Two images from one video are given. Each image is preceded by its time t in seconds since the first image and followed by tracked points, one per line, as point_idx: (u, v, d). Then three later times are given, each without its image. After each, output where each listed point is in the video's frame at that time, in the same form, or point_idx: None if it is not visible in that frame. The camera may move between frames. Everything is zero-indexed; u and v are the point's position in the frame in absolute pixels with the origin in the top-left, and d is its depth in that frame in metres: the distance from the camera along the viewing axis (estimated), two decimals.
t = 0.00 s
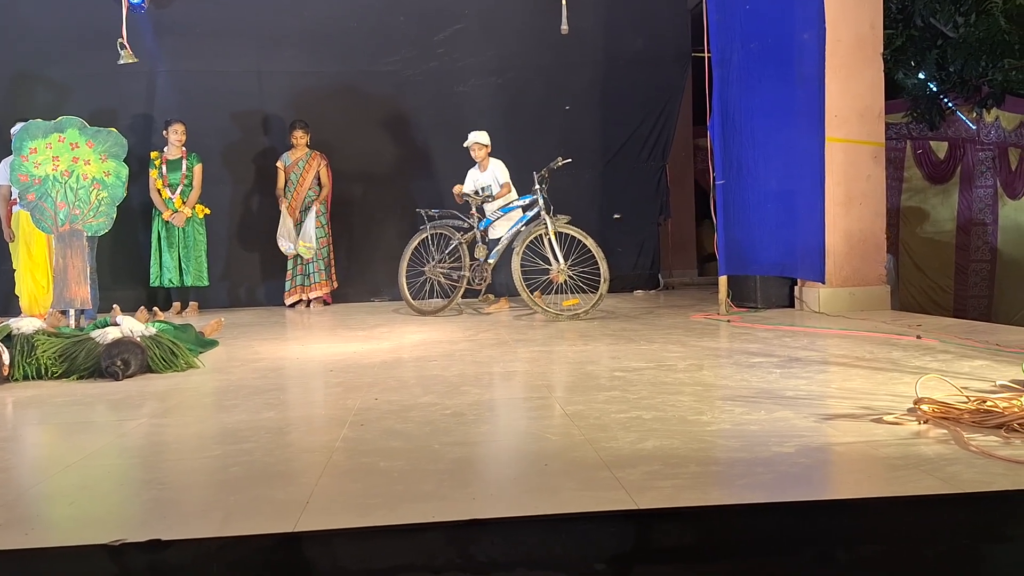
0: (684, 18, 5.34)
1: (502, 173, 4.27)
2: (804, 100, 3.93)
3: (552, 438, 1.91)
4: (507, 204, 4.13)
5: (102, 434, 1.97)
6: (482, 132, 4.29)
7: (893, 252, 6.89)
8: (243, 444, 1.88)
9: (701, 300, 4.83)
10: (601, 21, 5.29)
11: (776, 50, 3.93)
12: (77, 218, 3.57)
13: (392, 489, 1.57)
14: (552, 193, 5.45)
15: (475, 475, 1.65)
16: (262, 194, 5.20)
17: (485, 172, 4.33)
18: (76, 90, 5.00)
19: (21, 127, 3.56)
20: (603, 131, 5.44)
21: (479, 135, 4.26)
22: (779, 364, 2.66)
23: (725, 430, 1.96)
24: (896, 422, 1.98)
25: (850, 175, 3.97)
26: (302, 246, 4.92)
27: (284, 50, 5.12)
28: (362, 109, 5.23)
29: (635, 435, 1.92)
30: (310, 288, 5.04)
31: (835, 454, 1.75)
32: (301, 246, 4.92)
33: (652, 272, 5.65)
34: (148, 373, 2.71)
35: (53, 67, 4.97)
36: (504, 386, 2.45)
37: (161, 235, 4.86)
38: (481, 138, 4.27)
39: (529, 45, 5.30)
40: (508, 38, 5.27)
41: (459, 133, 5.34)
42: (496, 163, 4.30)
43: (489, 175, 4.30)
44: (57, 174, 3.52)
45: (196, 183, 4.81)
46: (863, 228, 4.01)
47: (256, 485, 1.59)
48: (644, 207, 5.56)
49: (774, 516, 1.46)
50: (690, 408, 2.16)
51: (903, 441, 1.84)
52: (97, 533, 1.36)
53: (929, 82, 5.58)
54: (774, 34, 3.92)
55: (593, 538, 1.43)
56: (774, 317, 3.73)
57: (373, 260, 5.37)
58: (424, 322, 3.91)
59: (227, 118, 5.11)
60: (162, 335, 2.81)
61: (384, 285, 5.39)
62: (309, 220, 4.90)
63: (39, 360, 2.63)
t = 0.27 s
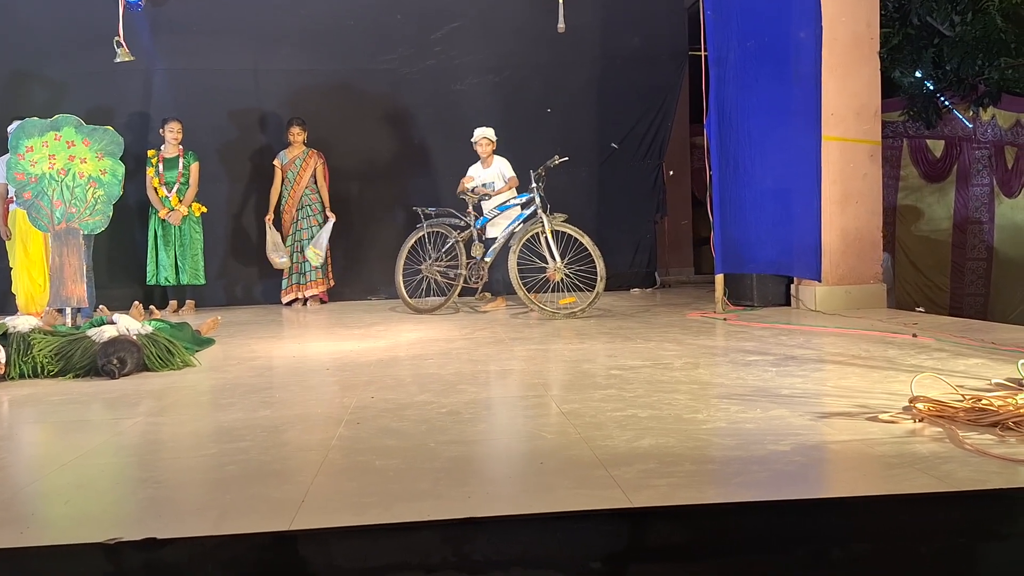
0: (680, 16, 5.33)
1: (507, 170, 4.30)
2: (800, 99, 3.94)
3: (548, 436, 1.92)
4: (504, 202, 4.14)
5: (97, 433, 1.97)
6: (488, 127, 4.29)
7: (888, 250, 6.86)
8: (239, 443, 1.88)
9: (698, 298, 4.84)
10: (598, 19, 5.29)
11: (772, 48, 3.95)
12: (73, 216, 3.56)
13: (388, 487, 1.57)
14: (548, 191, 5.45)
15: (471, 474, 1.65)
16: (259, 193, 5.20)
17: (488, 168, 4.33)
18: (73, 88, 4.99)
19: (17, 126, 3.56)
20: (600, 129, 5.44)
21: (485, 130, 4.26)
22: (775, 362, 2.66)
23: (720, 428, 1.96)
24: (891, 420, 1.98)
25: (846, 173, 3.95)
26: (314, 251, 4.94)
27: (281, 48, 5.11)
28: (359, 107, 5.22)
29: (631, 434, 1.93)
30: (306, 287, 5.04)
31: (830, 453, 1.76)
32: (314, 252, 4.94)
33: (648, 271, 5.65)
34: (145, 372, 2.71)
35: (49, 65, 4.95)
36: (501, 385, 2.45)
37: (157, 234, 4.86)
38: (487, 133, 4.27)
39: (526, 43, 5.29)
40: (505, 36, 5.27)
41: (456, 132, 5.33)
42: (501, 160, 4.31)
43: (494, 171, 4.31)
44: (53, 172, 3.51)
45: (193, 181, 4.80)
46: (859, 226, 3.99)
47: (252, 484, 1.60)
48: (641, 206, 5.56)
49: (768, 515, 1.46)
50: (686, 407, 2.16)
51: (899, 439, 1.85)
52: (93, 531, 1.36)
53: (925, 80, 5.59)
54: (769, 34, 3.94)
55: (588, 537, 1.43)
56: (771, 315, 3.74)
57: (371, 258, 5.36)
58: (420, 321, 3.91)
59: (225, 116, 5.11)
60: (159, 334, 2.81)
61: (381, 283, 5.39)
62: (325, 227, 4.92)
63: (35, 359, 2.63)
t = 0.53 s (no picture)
0: (677, 15, 5.34)
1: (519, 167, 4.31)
2: (798, 97, 3.94)
3: (545, 433, 1.92)
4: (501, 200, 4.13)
5: (95, 430, 1.96)
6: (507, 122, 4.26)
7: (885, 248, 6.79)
8: (237, 440, 1.88)
9: (695, 296, 4.85)
10: (596, 17, 5.29)
11: (769, 46, 3.94)
12: (71, 214, 3.55)
13: (386, 485, 1.57)
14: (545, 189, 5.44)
15: (469, 471, 1.65)
16: (256, 191, 5.20)
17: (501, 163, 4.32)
18: (70, 86, 4.98)
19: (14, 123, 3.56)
20: (597, 127, 5.44)
21: (504, 125, 4.22)
22: (772, 360, 2.66)
23: (718, 425, 1.96)
24: (888, 417, 1.99)
25: (843, 171, 3.98)
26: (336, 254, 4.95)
27: (278, 46, 5.11)
28: (357, 105, 5.22)
29: (629, 431, 1.93)
30: (303, 285, 5.03)
31: (828, 449, 1.76)
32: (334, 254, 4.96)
33: (645, 269, 5.66)
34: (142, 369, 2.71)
35: (45, 63, 4.94)
36: (498, 382, 2.45)
37: (154, 231, 4.85)
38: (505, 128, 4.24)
39: (523, 42, 5.29)
40: (503, 35, 5.26)
41: (454, 130, 5.33)
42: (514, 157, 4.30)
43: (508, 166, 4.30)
44: (51, 170, 3.50)
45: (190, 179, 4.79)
46: (856, 224, 4.01)
47: (250, 481, 1.60)
48: (639, 204, 5.57)
49: (765, 511, 1.47)
50: (683, 404, 2.17)
51: (896, 436, 1.85)
52: (91, 529, 1.36)
53: (922, 78, 5.61)
54: (767, 31, 3.93)
55: (586, 533, 1.43)
56: (768, 313, 3.74)
57: (368, 256, 5.36)
58: (418, 318, 3.91)
59: (222, 114, 5.10)
60: (156, 331, 2.81)
61: (379, 281, 5.39)
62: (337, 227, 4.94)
63: (32, 356, 2.62)
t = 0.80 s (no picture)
0: (674, 13, 5.33)
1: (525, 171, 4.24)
2: (795, 95, 3.94)
3: (543, 433, 1.90)
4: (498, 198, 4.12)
5: (90, 429, 1.95)
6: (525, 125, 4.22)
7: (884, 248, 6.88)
8: (234, 439, 1.87)
9: (692, 295, 4.84)
10: (593, 16, 5.27)
11: (767, 44, 3.94)
12: (65, 212, 3.54)
13: (383, 484, 1.56)
14: (542, 188, 5.43)
15: (466, 471, 1.64)
16: (253, 189, 5.18)
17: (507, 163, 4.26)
18: (66, 84, 4.96)
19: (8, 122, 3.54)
20: (595, 126, 5.43)
21: (522, 128, 4.18)
22: (771, 359, 2.66)
23: (716, 425, 1.95)
24: (888, 417, 1.98)
25: (841, 170, 3.94)
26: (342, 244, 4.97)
27: (274, 45, 5.09)
28: (354, 104, 5.20)
29: (627, 431, 1.92)
30: (299, 284, 5.01)
31: (827, 449, 1.75)
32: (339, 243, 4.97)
33: (642, 268, 5.65)
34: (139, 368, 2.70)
35: (41, 61, 4.91)
36: (496, 381, 2.44)
37: (149, 230, 4.84)
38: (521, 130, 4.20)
39: (520, 40, 5.27)
40: (500, 33, 5.25)
41: (451, 128, 5.32)
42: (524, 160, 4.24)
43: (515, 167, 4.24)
44: (46, 168, 3.49)
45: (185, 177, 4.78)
46: (854, 222, 3.99)
47: (246, 481, 1.58)
48: (636, 203, 5.56)
49: (763, 511, 1.46)
50: (682, 403, 2.16)
51: (896, 436, 1.84)
52: (86, 528, 1.34)
53: (921, 75, 5.63)
54: (764, 30, 3.93)
55: (585, 533, 1.42)
56: (765, 312, 3.74)
57: (365, 255, 5.34)
58: (414, 317, 3.90)
59: (219, 112, 5.08)
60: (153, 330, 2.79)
61: (376, 280, 5.38)
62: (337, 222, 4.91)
63: (27, 357, 2.61)
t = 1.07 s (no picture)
0: (671, 13, 5.34)
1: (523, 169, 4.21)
2: (794, 94, 3.91)
3: (544, 431, 1.91)
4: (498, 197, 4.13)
5: (93, 428, 1.95)
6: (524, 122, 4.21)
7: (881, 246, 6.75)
8: (237, 437, 1.87)
9: (689, 293, 4.85)
10: (590, 15, 5.28)
11: (765, 44, 3.93)
12: (66, 212, 3.53)
13: (387, 482, 1.56)
14: (540, 187, 5.44)
15: (468, 469, 1.65)
16: (250, 188, 5.17)
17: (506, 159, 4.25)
18: (62, 82, 4.93)
19: (8, 122, 3.51)
20: (592, 125, 5.44)
21: (520, 124, 4.18)
22: (769, 357, 2.67)
23: (717, 422, 1.97)
24: (887, 414, 2.00)
25: (838, 169, 4.00)
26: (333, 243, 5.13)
27: (271, 43, 5.07)
28: (351, 102, 5.20)
29: (628, 428, 1.92)
30: (299, 283, 4.99)
31: (828, 446, 1.77)
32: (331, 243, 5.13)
33: (639, 266, 5.67)
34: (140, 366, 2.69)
35: (36, 59, 4.88)
36: (496, 379, 2.45)
37: (149, 229, 4.83)
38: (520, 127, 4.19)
39: (518, 39, 5.28)
40: (498, 32, 5.25)
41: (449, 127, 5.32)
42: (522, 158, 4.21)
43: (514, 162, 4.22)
44: (46, 168, 3.47)
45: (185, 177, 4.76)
46: (851, 221, 4.04)
47: (250, 478, 1.58)
48: (633, 202, 5.58)
49: (766, 507, 1.47)
50: (682, 401, 2.17)
51: (895, 433, 1.86)
52: (93, 526, 1.34)
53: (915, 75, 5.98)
54: (762, 30, 3.92)
55: (589, 530, 1.43)
56: (763, 310, 3.76)
57: (362, 253, 5.34)
58: (413, 316, 3.90)
59: (215, 111, 5.07)
60: (155, 328, 2.78)
61: (373, 278, 5.38)
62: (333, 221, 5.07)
63: (29, 355, 2.60)
